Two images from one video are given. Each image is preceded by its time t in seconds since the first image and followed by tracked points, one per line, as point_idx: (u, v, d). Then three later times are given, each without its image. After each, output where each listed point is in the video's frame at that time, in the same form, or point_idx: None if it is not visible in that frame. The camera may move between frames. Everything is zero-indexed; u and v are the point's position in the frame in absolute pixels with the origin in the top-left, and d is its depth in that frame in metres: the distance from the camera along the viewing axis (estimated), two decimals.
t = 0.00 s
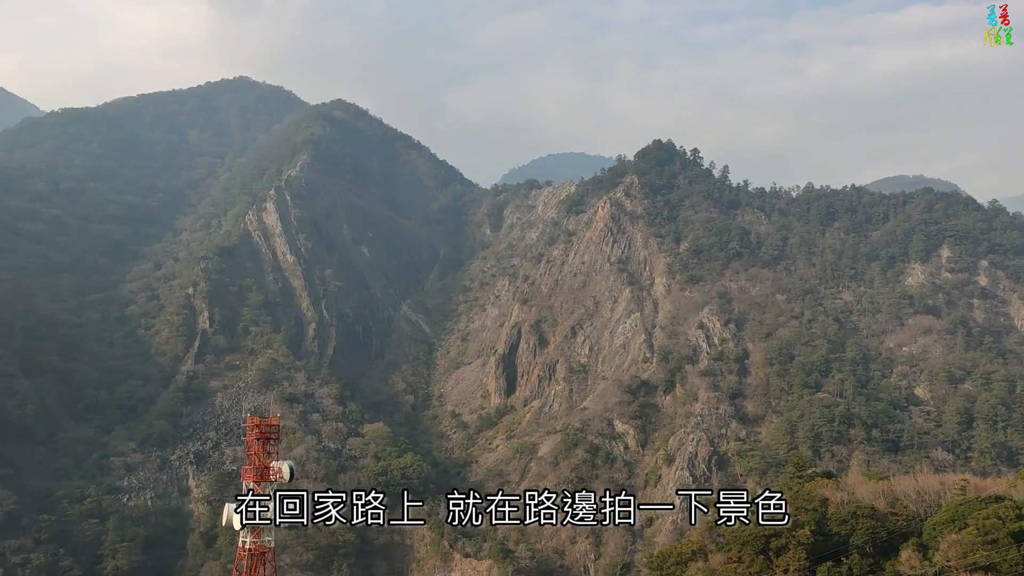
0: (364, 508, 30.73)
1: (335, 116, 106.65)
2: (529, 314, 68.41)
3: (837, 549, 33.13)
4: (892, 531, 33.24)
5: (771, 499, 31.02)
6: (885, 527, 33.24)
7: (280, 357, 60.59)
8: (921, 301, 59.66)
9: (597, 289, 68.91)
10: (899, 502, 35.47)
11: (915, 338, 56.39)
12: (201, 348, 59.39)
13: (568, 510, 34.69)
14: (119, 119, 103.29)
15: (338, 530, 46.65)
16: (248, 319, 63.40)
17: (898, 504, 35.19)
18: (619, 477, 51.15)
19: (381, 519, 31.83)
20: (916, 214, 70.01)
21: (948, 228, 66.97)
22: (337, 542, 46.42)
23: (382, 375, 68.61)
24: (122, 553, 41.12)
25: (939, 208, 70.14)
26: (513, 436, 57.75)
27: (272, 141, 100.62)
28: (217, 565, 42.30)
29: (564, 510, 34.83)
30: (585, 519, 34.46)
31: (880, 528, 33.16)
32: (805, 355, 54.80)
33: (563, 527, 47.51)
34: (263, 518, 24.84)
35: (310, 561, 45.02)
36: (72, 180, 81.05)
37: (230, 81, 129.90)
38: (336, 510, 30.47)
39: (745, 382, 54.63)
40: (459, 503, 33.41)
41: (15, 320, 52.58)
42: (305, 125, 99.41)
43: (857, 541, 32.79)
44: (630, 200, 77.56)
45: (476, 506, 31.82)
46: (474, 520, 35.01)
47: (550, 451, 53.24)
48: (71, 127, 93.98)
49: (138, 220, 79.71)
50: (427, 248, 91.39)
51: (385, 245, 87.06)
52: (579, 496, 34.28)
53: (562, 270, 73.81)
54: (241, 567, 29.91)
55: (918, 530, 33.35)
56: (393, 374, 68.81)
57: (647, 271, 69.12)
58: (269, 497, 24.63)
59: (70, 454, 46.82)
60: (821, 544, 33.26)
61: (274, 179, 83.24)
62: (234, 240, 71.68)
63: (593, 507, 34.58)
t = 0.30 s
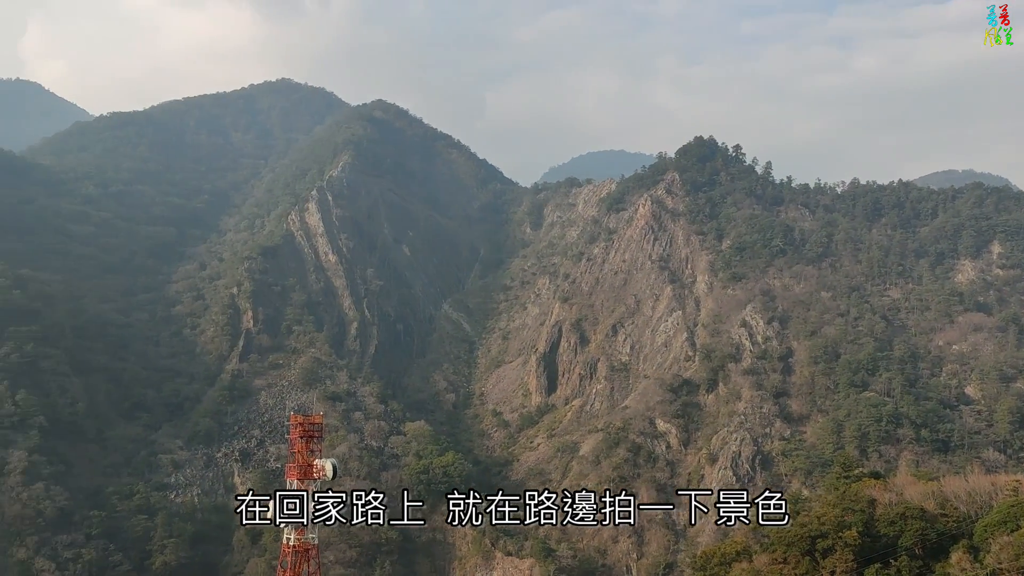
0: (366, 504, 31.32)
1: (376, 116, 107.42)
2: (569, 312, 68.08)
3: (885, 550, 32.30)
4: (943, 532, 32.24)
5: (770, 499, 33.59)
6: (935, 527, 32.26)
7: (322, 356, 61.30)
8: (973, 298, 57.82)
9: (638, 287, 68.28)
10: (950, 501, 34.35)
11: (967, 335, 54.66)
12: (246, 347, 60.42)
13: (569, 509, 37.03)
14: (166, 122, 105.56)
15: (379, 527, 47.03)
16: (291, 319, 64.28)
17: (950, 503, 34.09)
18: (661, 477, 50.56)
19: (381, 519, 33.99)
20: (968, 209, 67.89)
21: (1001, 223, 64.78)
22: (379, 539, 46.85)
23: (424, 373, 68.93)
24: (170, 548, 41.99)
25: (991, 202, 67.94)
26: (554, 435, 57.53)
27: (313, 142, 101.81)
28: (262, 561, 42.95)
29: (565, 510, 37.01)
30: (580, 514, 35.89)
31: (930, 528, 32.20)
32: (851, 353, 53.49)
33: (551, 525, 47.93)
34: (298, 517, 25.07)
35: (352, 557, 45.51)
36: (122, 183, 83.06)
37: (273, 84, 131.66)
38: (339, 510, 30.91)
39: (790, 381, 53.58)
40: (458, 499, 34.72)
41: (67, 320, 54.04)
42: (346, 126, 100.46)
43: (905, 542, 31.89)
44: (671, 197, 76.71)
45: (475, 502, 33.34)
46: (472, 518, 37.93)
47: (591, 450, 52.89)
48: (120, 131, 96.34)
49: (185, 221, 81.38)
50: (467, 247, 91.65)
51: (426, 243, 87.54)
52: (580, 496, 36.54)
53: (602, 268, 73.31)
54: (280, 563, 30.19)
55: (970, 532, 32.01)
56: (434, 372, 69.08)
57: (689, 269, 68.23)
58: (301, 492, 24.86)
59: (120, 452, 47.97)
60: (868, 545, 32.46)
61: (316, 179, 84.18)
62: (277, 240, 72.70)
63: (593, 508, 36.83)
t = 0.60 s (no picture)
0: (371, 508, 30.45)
1: (419, 117, 108.18)
2: (612, 310, 67.57)
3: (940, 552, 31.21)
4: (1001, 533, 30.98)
5: (771, 499, 33.43)
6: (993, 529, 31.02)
7: (367, 355, 61.95)
8: None
9: (683, 285, 67.44)
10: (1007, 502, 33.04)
11: None
12: (293, 345, 61.43)
13: (569, 509, 36.67)
14: (214, 125, 107.91)
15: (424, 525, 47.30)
16: (336, 318, 65.16)
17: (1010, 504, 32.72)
18: (707, 476, 49.77)
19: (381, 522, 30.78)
20: None
21: None
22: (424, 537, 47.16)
23: (467, 372, 69.15)
24: (220, 544, 42.86)
25: None
26: (598, 434, 57.16)
27: (357, 143, 103.02)
28: (310, 558, 43.59)
29: (565, 511, 36.68)
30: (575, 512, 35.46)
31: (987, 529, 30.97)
32: (903, 352, 51.98)
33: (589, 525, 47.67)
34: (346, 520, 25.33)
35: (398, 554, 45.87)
36: (172, 185, 85.16)
37: (318, 86, 133.57)
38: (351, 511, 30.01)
39: (839, 380, 52.32)
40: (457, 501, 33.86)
41: (120, 320, 55.57)
42: (389, 127, 101.39)
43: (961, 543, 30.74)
44: (716, 194, 75.56)
45: (469, 502, 33.49)
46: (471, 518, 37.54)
47: (636, 449, 52.41)
48: (170, 134, 98.82)
49: (232, 222, 83.07)
50: (510, 245, 91.67)
51: (469, 242, 87.82)
52: (579, 496, 36.27)
53: (646, 266, 72.60)
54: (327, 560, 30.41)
55: None
56: (478, 371, 69.22)
57: (734, 266, 67.11)
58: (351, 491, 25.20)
59: (171, 448, 49.14)
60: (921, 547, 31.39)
61: (360, 180, 85.10)
62: (323, 241, 73.75)
63: (593, 508, 36.51)
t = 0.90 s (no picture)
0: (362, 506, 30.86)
1: (461, 115, 108.59)
2: (657, 306, 66.89)
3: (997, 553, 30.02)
4: None
5: (771, 500, 33.61)
6: None
7: (411, 352, 62.42)
8: None
9: (728, 281, 66.39)
10: None
11: None
12: (338, 343, 62.31)
13: (569, 509, 36.52)
14: (261, 126, 109.91)
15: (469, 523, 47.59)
16: (381, 316, 65.85)
17: None
18: (754, 474, 48.91)
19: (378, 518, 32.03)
20: None
21: None
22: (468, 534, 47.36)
23: (511, 369, 69.18)
24: (269, 539, 43.67)
25: None
26: (643, 431, 56.65)
27: (401, 142, 103.87)
28: (357, 553, 44.14)
29: (565, 511, 36.62)
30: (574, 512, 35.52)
31: None
32: (959, 349, 50.34)
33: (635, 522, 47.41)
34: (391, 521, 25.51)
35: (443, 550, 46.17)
36: (220, 186, 87.02)
37: (361, 85, 135.00)
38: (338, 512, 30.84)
39: (891, 378, 50.92)
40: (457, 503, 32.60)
41: (171, 318, 56.97)
42: (432, 125, 101.93)
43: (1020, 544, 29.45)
44: (762, 188, 74.18)
45: (471, 502, 32.90)
46: (474, 521, 36.59)
47: (681, 446, 51.80)
48: (219, 136, 100.97)
49: (279, 221, 84.50)
50: (554, 242, 91.40)
51: (512, 239, 87.78)
52: (578, 496, 36.14)
53: (691, 262, 71.68)
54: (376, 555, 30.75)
55: None
56: (522, 368, 69.19)
57: (781, 262, 65.80)
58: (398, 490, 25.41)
59: (221, 444, 50.21)
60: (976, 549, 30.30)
61: (404, 178, 85.73)
62: (367, 239, 74.56)
63: (593, 507, 36.38)
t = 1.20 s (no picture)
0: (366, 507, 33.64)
1: (503, 111, 108.59)
2: (701, 302, 66.03)
3: None
4: None
5: (765, 499, 34.83)
6: None
7: (454, 349, 62.71)
8: None
9: (775, 276, 65.16)
10: None
11: None
12: (382, 340, 62.95)
13: (569, 509, 36.92)
14: (305, 125, 111.41)
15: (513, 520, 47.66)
16: (425, 312, 66.33)
17: None
18: (802, 472, 47.92)
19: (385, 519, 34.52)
20: None
21: None
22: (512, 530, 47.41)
23: (554, 365, 69.00)
24: (316, 532, 44.33)
25: None
26: (688, 428, 56.02)
27: (442, 139, 104.39)
28: (402, 548, 44.63)
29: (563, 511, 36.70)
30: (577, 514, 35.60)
31: None
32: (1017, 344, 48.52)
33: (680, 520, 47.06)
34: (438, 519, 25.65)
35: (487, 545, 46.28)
36: (266, 185, 88.57)
37: (404, 83, 135.88)
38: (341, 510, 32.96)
39: (944, 374, 49.39)
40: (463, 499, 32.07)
41: (219, 315, 58.16)
42: (473, 122, 102.13)
43: None
44: (809, 181, 72.59)
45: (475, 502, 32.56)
46: (476, 521, 36.43)
47: (727, 443, 51.09)
48: (265, 135, 102.61)
49: (323, 219, 85.64)
50: (597, 237, 90.84)
51: (555, 234, 87.48)
52: (578, 496, 36.55)
53: (737, 257, 70.54)
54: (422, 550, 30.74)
55: None
56: (566, 365, 68.94)
57: (829, 256, 64.32)
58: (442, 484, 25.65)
59: (268, 439, 51.13)
60: None
61: (446, 176, 86.09)
62: (409, 236, 75.14)
63: (593, 507, 36.56)
